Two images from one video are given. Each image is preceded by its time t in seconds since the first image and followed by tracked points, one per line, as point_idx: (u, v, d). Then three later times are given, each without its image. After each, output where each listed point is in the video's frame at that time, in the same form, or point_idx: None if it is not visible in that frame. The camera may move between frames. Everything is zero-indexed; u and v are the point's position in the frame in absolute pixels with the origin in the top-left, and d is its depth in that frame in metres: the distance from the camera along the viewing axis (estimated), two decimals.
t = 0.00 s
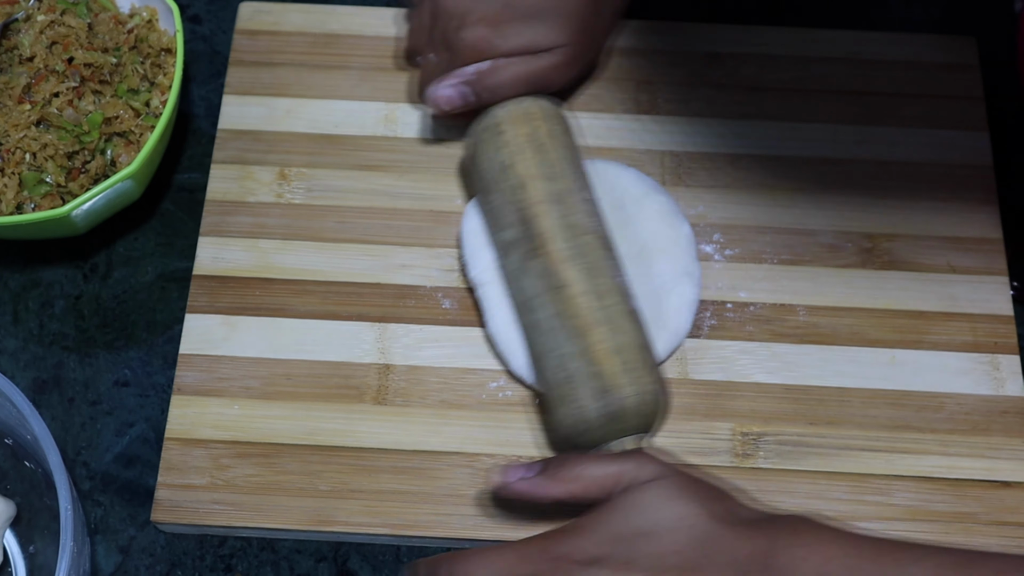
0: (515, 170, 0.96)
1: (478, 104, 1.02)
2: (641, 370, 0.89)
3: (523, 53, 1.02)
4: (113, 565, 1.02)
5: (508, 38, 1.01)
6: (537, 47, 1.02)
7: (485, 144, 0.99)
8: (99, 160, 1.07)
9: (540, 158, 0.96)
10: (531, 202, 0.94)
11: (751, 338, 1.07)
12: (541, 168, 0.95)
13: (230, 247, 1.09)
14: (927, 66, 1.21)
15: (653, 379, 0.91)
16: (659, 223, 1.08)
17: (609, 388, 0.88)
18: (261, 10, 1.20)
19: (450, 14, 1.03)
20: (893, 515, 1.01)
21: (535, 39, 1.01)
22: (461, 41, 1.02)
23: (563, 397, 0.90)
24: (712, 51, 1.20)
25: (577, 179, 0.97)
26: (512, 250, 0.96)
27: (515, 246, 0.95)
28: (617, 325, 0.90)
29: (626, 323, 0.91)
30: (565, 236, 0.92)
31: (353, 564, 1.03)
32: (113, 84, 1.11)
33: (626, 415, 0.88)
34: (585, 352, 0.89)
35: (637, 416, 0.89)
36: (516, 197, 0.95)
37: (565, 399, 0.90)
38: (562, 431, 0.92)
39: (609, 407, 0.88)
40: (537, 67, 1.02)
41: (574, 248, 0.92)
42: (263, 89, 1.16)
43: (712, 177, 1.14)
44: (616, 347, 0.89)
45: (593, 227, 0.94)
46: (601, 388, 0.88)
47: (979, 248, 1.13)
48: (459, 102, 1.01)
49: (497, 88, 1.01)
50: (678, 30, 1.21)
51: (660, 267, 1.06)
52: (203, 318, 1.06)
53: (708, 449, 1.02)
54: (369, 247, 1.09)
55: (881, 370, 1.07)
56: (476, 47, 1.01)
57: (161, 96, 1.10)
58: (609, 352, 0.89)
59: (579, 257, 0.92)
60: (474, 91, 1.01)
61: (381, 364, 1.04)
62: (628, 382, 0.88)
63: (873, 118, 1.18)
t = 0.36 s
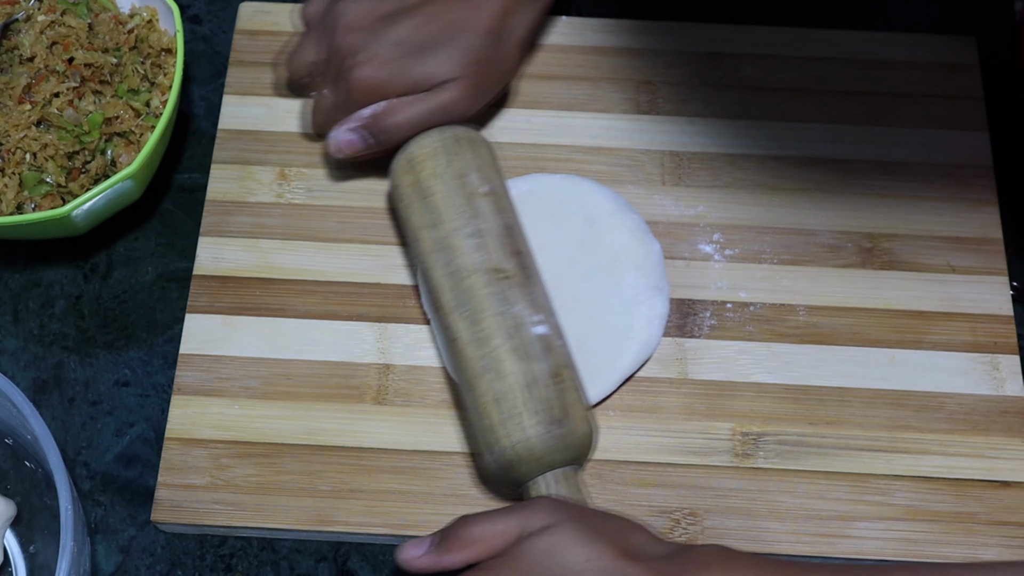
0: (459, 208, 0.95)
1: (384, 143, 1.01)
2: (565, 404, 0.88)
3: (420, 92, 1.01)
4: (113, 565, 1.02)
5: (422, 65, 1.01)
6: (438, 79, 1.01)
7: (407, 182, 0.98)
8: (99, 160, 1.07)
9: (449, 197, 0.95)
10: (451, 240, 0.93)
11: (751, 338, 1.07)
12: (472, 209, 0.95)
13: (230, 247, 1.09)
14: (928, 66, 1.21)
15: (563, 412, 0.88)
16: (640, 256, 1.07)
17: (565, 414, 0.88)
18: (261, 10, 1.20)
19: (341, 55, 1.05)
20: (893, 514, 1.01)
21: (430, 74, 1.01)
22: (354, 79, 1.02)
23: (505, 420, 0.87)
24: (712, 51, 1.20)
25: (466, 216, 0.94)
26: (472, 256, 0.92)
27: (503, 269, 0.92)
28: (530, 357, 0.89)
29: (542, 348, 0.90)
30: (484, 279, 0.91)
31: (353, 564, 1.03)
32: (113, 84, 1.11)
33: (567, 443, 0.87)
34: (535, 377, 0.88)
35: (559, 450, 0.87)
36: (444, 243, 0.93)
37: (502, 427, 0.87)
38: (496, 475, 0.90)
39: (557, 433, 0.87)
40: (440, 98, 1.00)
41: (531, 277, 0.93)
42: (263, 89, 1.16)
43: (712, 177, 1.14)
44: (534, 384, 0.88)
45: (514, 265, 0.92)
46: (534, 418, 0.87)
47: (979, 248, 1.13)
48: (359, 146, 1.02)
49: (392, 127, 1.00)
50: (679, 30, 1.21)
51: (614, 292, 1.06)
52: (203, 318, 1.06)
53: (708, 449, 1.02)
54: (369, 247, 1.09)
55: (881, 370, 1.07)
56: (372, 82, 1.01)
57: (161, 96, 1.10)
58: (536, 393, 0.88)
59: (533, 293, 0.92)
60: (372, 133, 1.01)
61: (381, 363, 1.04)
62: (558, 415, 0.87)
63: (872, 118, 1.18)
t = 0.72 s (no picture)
0: (413, 227, 0.95)
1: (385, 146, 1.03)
2: (527, 430, 0.88)
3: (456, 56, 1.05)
4: (113, 565, 1.02)
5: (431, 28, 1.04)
6: (386, 101, 1.02)
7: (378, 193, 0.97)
8: (99, 160, 1.07)
9: (431, 232, 0.94)
10: (448, 273, 0.92)
11: (751, 338, 1.07)
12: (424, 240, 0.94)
13: (230, 247, 1.09)
14: (927, 66, 1.21)
15: (547, 449, 0.89)
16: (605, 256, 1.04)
17: (503, 446, 0.86)
18: (261, 10, 1.20)
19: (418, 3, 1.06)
20: (893, 514, 1.01)
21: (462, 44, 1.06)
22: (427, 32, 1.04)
23: (473, 446, 0.87)
24: (712, 50, 1.20)
25: (485, 266, 0.95)
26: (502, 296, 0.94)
27: (483, 292, 0.93)
28: (519, 391, 0.89)
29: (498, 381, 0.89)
30: (465, 302, 0.91)
31: (353, 564, 1.03)
32: (113, 84, 1.11)
33: (513, 474, 0.87)
34: (479, 418, 0.87)
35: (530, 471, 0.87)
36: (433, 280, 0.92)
37: (449, 459, 0.88)
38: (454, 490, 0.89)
39: (506, 464, 0.86)
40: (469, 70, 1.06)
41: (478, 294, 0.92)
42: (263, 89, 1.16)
43: (712, 177, 1.14)
44: (520, 422, 0.88)
45: (492, 300, 0.93)
46: (518, 442, 0.87)
47: (979, 248, 1.13)
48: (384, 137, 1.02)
49: (344, 148, 1.01)
50: (679, 30, 1.21)
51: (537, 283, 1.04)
52: (203, 318, 1.06)
53: (708, 449, 1.02)
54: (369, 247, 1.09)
55: (881, 370, 1.07)
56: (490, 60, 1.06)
57: (161, 96, 1.10)
58: (504, 424, 0.87)
59: (508, 331, 0.92)
60: (316, 159, 1.02)
61: (381, 363, 1.04)
62: (523, 439, 0.87)
63: (873, 118, 1.18)
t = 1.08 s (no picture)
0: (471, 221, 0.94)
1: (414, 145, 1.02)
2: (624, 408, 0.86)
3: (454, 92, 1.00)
4: (113, 565, 1.02)
5: (431, 73, 0.99)
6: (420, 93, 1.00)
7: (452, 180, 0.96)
8: (99, 160, 1.07)
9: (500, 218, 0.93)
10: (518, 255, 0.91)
11: (751, 338, 1.07)
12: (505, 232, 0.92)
13: (230, 247, 1.09)
14: (927, 66, 1.21)
15: (632, 410, 0.86)
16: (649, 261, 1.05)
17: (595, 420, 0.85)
18: (261, 10, 1.20)
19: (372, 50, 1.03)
20: (893, 515, 1.01)
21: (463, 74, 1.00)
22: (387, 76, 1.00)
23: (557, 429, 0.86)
24: (711, 50, 1.20)
25: (530, 209, 0.94)
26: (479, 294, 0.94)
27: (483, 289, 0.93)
28: (585, 362, 0.87)
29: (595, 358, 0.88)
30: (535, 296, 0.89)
31: (353, 564, 1.03)
32: (113, 84, 1.11)
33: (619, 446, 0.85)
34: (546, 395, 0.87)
35: (615, 448, 0.85)
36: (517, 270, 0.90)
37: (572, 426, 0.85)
38: (553, 472, 0.89)
39: (613, 433, 0.85)
40: (472, 101, 1.00)
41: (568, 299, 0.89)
42: (263, 89, 1.16)
43: (712, 177, 1.14)
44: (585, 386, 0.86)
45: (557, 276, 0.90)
46: (601, 415, 0.85)
47: (979, 248, 1.13)
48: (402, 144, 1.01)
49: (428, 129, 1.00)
50: (678, 30, 1.21)
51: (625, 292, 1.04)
52: (203, 318, 1.06)
53: (708, 449, 1.02)
54: (368, 247, 1.09)
55: (881, 370, 1.07)
56: (407, 81, 0.99)
57: (161, 96, 1.10)
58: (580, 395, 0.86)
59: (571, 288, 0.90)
60: (413, 133, 1.01)
61: (381, 363, 1.04)
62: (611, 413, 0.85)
63: (872, 118, 1.18)
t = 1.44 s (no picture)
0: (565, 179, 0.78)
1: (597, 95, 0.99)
2: (662, 412, 0.71)
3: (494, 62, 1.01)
4: (114, 565, 1.02)
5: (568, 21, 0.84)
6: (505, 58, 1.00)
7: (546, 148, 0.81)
8: (99, 160, 1.07)
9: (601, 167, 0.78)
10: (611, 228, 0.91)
11: (751, 337, 1.07)
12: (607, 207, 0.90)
13: (230, 247, 1.09)
14: (927, 66, 1.21)
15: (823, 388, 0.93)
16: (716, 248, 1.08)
17: (648, 422, 0.70)
18: (261, 10, 1.20)
19: None
20: (894, 514, 1.01)
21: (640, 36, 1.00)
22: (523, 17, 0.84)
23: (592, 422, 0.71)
24: (711, 50, 1.20)
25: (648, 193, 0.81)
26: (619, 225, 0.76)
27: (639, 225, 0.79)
28: (661, 366, 0.73)
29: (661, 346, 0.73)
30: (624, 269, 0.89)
31: (353, 564, 1.03)
32: (113, 84, 1.11)
33: (663, 456, 0.70)
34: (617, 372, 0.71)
35: (666, 459, 0.71)
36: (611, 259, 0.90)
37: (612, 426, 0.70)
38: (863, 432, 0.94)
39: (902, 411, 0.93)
40: (596, 60, 0.86)
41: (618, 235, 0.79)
42: (263, 89, 1.16)
43: (712, 177, 1.14)
44: (646, 376, 0.71)
45: (627, 252, 0.75)
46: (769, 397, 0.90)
47: (979, 248, 1.13)
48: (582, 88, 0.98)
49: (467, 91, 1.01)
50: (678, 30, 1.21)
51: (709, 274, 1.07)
52: (203, 318, 1.06)
53: (709, 449, 1.02)
54: (368, 247, 1.09)
55: (881, 370, 1.07)
56: (546, 25, 0.83)
57: (161, 96, 1.10)
58: (656, 395, 0.71)
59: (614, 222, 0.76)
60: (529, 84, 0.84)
61: (381, 363, 1.04)
62: (665, 422, 0.71)
63: (872, 118, 1.18)
